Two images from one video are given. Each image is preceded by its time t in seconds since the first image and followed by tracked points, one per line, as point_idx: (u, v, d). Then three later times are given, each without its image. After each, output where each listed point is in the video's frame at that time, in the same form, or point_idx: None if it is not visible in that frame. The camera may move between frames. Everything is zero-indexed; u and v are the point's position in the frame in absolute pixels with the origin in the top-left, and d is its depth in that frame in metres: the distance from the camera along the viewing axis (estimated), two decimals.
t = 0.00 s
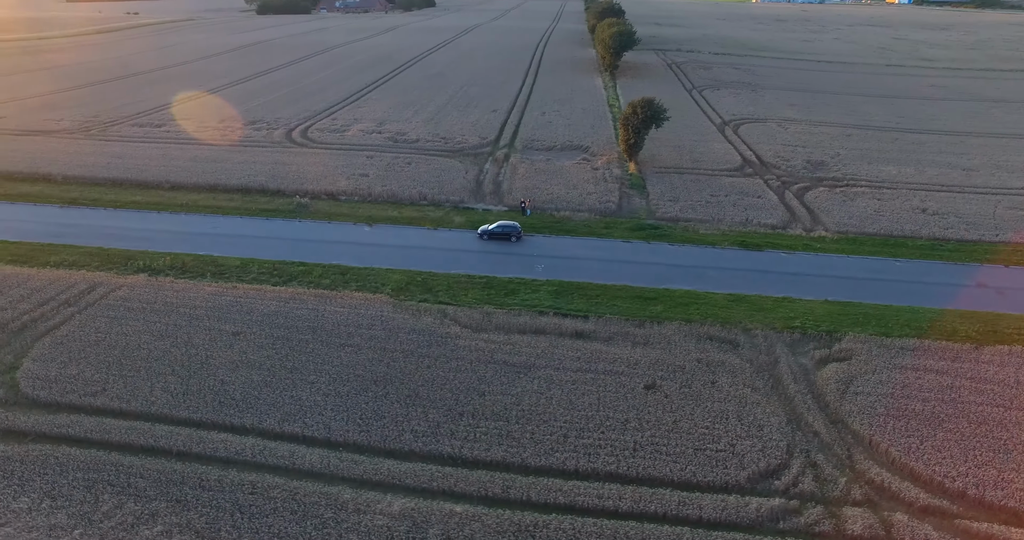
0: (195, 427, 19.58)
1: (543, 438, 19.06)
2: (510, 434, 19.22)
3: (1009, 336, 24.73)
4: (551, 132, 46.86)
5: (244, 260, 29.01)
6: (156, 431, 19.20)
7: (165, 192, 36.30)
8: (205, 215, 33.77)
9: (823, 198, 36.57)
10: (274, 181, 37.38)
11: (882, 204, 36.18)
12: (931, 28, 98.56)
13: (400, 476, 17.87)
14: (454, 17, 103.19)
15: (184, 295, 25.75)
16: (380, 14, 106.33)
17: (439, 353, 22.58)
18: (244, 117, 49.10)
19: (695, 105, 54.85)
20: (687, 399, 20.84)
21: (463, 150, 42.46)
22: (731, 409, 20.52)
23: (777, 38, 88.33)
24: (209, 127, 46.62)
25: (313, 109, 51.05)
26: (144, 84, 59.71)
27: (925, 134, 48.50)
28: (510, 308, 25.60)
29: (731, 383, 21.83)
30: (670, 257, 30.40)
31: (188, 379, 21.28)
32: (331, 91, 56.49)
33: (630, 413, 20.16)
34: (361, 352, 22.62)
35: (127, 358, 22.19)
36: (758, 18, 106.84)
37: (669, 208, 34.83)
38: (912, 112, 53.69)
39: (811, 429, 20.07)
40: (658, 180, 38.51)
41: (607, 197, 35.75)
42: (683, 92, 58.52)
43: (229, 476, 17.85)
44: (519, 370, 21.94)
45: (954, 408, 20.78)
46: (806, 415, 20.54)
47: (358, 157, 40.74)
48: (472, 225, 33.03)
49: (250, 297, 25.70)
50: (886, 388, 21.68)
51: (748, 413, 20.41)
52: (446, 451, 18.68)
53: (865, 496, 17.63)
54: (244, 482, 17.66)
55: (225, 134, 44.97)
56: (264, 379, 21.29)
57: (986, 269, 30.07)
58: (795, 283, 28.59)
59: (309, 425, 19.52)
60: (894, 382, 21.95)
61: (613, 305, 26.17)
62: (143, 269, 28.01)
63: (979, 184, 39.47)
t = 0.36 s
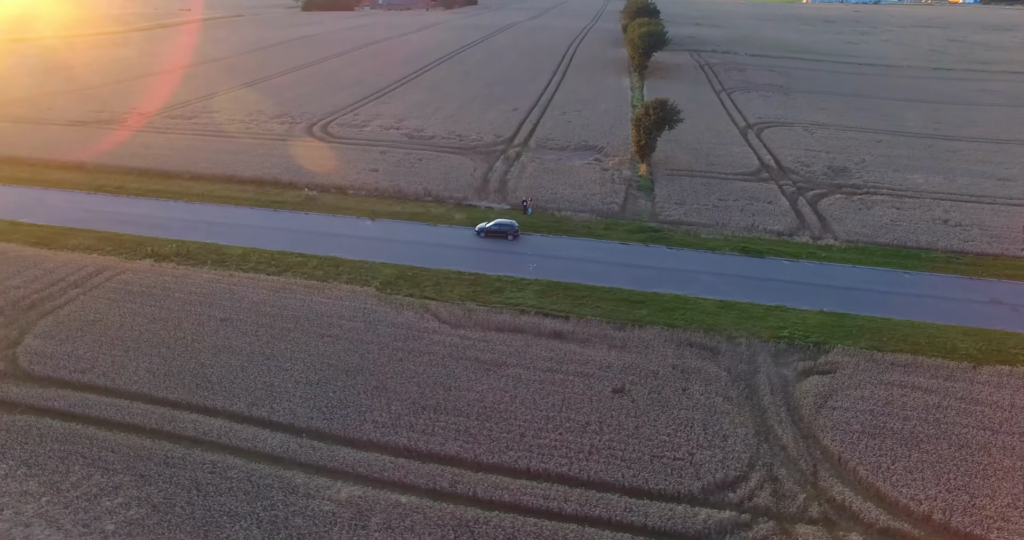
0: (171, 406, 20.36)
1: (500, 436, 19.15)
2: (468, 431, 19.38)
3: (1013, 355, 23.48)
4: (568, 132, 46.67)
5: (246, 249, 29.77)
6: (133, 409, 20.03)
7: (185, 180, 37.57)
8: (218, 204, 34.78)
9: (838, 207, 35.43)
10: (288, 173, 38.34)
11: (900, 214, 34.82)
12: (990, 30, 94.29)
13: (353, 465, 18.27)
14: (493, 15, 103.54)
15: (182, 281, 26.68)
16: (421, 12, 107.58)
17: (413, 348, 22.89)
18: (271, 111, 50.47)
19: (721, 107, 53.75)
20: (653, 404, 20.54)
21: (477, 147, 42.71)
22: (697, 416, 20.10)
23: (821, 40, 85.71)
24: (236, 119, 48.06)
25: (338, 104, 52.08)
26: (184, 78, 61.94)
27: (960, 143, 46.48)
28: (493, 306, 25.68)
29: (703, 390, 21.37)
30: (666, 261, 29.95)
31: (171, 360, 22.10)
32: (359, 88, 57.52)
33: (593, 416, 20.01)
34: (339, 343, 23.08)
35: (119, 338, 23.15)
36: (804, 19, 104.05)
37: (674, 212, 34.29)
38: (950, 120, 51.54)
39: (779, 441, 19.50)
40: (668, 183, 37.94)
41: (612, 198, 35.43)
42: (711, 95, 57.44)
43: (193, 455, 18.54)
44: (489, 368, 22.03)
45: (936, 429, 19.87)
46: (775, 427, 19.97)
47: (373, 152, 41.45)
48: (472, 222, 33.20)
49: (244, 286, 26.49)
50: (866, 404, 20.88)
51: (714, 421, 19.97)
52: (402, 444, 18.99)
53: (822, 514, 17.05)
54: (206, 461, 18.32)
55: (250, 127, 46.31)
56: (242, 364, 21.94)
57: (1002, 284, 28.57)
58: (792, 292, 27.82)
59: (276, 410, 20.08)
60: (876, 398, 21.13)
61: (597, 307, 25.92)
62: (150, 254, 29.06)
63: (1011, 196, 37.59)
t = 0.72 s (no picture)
0: (148, 388, 21.16)
1: (455, 433, 19.33)
2: (425, 426, 19.62)
3: (1009, 376, 22.33)
4: (583, 133, 46.38)
5: (245, 240, 30.60)
6: (112, 388, 20.89)
7: (201, 170, 38.77)
8: (228, 195, 35.81)
9: (849, 215, 34.27)
10: (300, 167, 39.23)
11: (915, 224, 33.44)
12: None
13: (309, 453, 18.72)
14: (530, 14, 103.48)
15: (180, 269, 27.59)
16: (458, 10, 108.36)
17: (387, 341, 23.23)
18: (294, 106, 51.72)
19: (745, 111, 52.58)
20: (616, 408, 20.33)
21: (487, 145, 42.86)
22: (658, 423, 19.81)
23: (865, 43, 82.87)
24: (260, 113, 49.38)
25: (360, 100, 52.92)
26: (219, 74, 63.97)
27: (995, 151, 44.33)
28: (474, 303, 25.81)
29: (671, 396, 21.03)
30: (658, 265, 29.54)
31: (156, 343, 22.93)
32: (383, 85, 58.35)
33: (552, 417, 19.95)
34: (316, 334, 23.59)
35: (110, 320, 24.08)
36: (850, 21, 100.80)
37: (675, 215, 33.75)
38: (988, 128, 49.18)
39: (740, 452, 19.06)
40: (675, 186, 37.35)
41: (614, 200, 35.09)
42: (737, 97, 56.22)
43: (160, 435, 19.25)
44: (458, 365, 22.18)
45: (909, 448, 19.07)
46: (739, 438, 19.51)
47: (384, 148, 42.05)
48: (470, 219, 33.36)
49: (237, 275, 27.28)
50: (839, 419, 20.20)
51: (675, 429, 19.66)
52: (360, 435, 19.35)
53: (770, 529, 16.63)
54: (171, 441, 19.02)
55: (271, 121, 47.50)
56: (221, 350, 22.66)
57: (1014, 301, 27.15)
58: (784, 302, 27.10)
59: (245, 397, 20.68)
60: (851, 413, 20.43)
61: (579, 308, 25.77)
62: (155, 242, 30.14)
63: None
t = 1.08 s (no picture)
0: (125, 370, 21.91)
1: (409, 427, 19.56)
2: (381, 419, 19.91)
3: (996, 393, 21.30)
4: (592, 132, 46.00)
5: (241, 231, 31.35)
6: (91, 369, 21.70)
7: (211, 162, 39.80)
8: (233, 187, 36.70)
9: (853, 222, 33.19)
10: (306, 160, 39.94)
11: (923, 232, 32.20)
12: None
13: (265, 440, 19.19)
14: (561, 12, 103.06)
15: (174, 257, 28.43)
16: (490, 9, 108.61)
17: (358, 335, 23.57)
18: (311, 101, 52.68)
19: (763, 113, 51.39)
20: (573, 409, 20.24)
21: (493, 143, 42.90)
22: (613, 425, 19.67)
23: (904, 44, 80.01)
24: (277, 107, 50.39)
25: (376, 97, 53.62)
26: (246, 70, 65.54)
27: None
28: (451, 300, 25.96)
29: (632, 399, 20.79)
30: (645, 267, 29.16)
31: (138, 328, 23.71)
32: (402, 82, 58.96)
33: (507, 415, 19.98)
34: (291, 325, 24.08)
35: (99, 304, 24.95)
36: (892, 22, 97.52)
37: (671, 217, 33.25)
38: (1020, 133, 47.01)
39: (694, 459, 18.72)
40: (676, 188, 36.77)
41: (611, 200, 34.74)
42: (757, 99, 54.98)
43: (128, 416, 19.93)
44: (424, 360, 22.36)
45: (871, 464, 18.44)
46: (694, 444, 19.20)
47: (391, 143, 42.49)
48: (463, 216, 33.48)
49: (226, 265, 27.95)
50: (802, 430, 19.64)
51: (630, 433, 19.45)
52: (317, 425, 19.76)
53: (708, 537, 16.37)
54: (138, 422, 19.69)
55: (287, 115, 48.44)
56: (198, 337, 23.31)
57: (1017, 314, 25.84)
58: (769, 309, 26.44)
59: (214, 383, 21.27)
60: (816, 425, 19.84)
61: (555, 308, 25.65)
62: (156, 230, 31.08)
63: None
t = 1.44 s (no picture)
0: (104, 354, 22.64)
1: (363, 420, 19.86)
2: (339, 411, 20.21)
3: (976, 412, 20.38)
4: (601, 131, 45.51)
5: (237, 223, 32.03)
6: (72, 351, 22.48)
7: (221, 155, 40.74)
8: (238, 180, 37.46)
9: (856, 229, 32.09)
10: (311, 154, 40.56)
11: (929, 241, 30.94)
12: None
13: (224, 427, 19.67)
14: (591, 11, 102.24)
15: (169, 246, 29.25)
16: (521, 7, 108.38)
17: (331, 328, 23.92)
18: (328, 97, 53.50)
19: (781, 115, 50.06)
20: (528, 409, 20.19)
21: (499, 141, 42.85)
22: (566, 426, 19.56)
23: (945, 46, 76.89)
24: (293, 102, 51.31)
25: (391, 94, 54.15)
26: (271, 66, 66.92)
27: None
28: (428, 296, 26.10)
29: (590, 402, 20.59)
30: (630, 269, 28.78)
31: (124, 313, 24.50)
32: (419, 79, 59.39)
33: (461, 413, 20.07)
34: (268, 316, 24.55)
35: (90, 290, 25.84)
36: (936, 23, 93.91)
37: (666, 220, 32.71)
38: None
39: (644, 465, 18.42)
40: (676, 190, 36.13)
41: (606, 201, 34.35)
42: (778, 101, 53.60)
43: (100, 398, 20.61)
44: (390, 354, 22.57)
45: (827, 478, 17.86)
46: (647, 449, 18.92)
47: (397, 139, 42.86)
48: (457, 213, 33.58)
49: (217, 255, 28.62)
50: (761, 440, 19.13)
51: (582, 435, 19.30)
52: (276, 414, 20.19)
53: None
54: (108, 403, 20.37)
55: (301, 109, 49.29)
56: (178, 324, 23.97)
57: (1014, 330, 24.67)
58: (751, 316, 25.83)
59: (185, 369, 21.85)
60: (777, 436, 19.29)
61: (531, 307, 25.54)
62: (156, 220, 31.95)
63: None
